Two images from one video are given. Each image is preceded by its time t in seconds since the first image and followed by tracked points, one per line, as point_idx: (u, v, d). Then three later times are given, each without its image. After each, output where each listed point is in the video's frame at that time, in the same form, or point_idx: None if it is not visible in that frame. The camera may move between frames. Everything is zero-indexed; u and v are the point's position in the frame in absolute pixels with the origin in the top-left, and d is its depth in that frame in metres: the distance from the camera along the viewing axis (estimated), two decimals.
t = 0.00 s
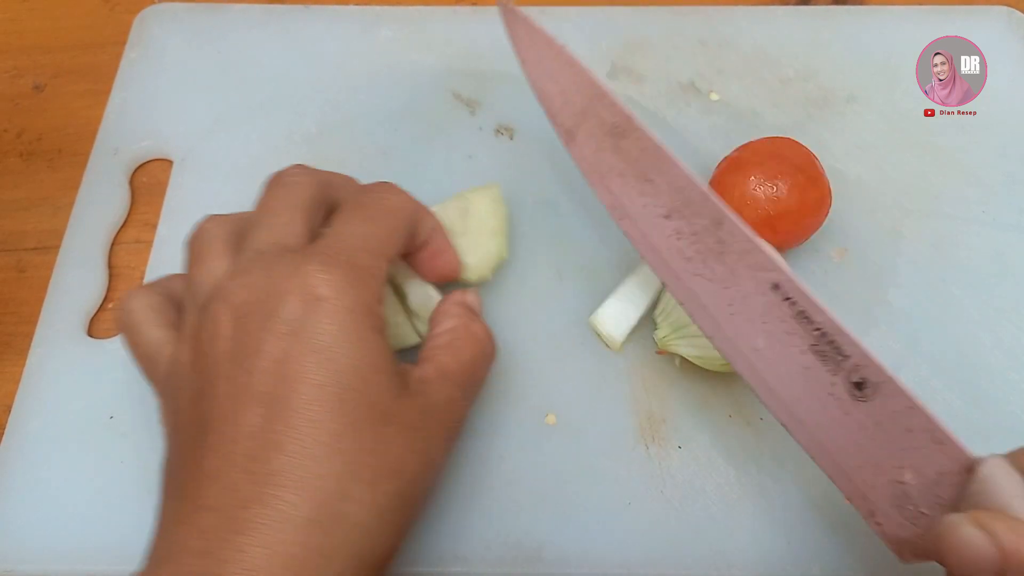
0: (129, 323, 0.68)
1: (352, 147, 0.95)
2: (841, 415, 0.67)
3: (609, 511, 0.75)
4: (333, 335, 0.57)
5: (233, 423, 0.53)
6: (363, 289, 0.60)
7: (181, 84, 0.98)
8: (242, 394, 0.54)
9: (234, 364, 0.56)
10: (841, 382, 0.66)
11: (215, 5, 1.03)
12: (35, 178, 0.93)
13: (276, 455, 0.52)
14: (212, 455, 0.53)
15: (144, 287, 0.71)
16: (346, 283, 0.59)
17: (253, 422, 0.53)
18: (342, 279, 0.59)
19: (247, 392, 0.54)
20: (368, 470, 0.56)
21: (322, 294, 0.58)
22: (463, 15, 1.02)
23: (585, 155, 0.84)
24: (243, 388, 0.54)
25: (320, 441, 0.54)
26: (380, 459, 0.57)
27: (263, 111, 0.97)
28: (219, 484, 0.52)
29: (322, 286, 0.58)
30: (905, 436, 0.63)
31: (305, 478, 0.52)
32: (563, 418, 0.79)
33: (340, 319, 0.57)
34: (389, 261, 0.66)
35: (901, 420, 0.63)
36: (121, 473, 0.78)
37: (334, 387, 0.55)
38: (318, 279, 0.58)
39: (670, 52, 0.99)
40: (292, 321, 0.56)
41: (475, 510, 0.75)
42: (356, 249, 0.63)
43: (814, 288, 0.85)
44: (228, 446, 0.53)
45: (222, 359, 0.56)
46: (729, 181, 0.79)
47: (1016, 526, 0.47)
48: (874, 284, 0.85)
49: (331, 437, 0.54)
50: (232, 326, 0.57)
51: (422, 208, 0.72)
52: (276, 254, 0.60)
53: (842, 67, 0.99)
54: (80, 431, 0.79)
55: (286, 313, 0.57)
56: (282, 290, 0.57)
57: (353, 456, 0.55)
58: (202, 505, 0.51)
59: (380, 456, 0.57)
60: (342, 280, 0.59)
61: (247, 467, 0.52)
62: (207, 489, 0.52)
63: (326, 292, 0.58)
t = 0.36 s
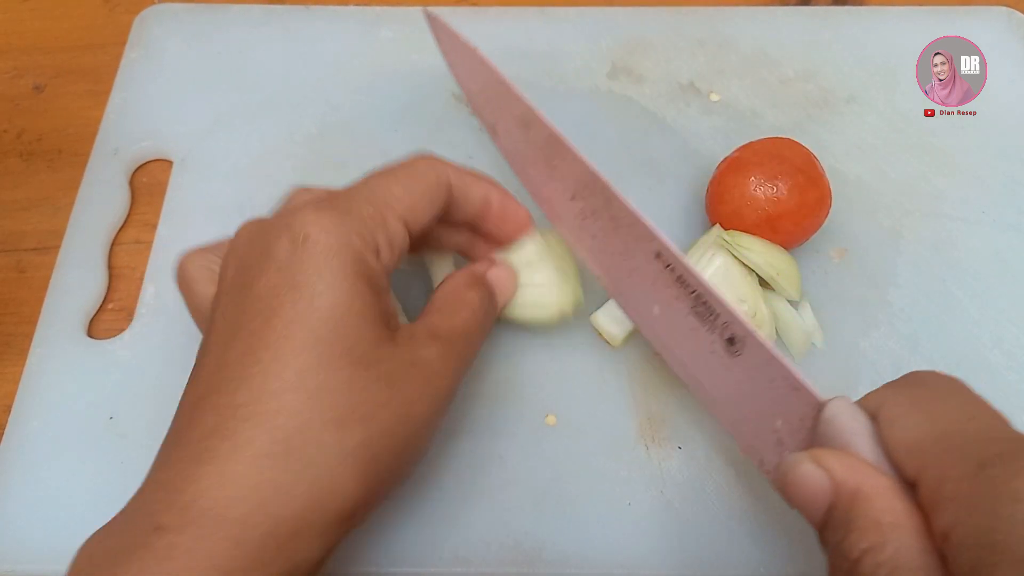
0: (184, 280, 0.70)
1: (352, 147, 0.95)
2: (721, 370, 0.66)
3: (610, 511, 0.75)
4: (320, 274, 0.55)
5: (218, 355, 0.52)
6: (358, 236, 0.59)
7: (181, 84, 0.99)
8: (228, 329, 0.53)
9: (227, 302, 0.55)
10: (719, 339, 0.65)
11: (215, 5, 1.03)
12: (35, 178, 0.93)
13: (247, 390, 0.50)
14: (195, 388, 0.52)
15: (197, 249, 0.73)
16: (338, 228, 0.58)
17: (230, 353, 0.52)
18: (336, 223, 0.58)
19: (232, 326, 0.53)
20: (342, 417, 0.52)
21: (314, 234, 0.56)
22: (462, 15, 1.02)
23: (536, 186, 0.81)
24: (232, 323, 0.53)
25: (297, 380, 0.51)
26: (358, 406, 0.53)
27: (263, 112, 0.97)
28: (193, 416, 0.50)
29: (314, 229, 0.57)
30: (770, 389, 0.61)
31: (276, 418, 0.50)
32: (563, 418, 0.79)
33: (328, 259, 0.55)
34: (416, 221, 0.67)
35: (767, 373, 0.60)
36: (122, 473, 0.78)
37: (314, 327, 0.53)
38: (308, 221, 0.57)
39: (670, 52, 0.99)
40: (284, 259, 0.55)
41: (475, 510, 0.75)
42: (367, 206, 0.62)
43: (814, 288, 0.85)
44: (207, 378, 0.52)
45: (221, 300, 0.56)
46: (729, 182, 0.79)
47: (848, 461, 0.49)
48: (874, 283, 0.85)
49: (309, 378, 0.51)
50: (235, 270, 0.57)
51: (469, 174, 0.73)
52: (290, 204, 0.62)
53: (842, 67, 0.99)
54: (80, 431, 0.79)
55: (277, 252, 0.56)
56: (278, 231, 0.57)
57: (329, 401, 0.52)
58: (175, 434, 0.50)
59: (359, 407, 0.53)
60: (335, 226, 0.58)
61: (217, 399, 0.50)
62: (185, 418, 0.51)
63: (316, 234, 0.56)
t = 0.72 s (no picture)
0: (166, 336, 0.72)
1: (352, 147, 0.95)
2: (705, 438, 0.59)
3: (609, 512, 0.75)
4: (309, 356, 0.54)
5: (202, 438, 0.51)
6: (348, 313, 0.57)
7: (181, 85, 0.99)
8: (213, 408, 0.52)
9: (213, 377, 0.54)
10: (700, 407, 0.57)
11: (215, 5, 1.03)
12: (35, 178, 0.93)
13: (230, 477, 0.50)
14: (176, 469, 0.51)
15: (185, 300, 0.75)
16: (328, 303, 0.57)
17: (214, 435, 0.51)
18: (324, 298, 0.57)
19: (218, 403, 0.52)
20: (327, 504, 0.52)
21: (302, 312, 0.56)
22: (462, 15, 1.02)
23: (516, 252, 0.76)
24: (215, 402, 0.53)
25: (283, 468, 0.51)
26: (344, 491, 0.53)
27: (263, 112, 0.97)
28: (174, 499, 0.50)
29: (304, 307, 0.56)
30: (753, 456, 0.53)
31: (259, 506, 0.49)
32: (562, 419, 0.80)
33: (317, 338, 0.55)
34: (408, 293, 0.64)
35: (746, 443, 0.53)
36: (121, 473, 0.78)
37: (301, 412, 0.52)
38: (297, 295, 0.56)
39: (670, 52, 0.99)
40: (272, 335, 0.54)
41: (475, 511, 0.75)
42: (359, 275, 0.60)
43: (813, 289, 0.85)
44: (188, 460, 0.51)
45: (205, 373, 0.55)
46: (729, 182, 0.79)
47: (832, 539, 0.43)
48: (874, 284, 0.85)
49: (294, 464, 0.51)
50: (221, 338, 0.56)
51: (472, 243, 0.69)
52: (277, 269, 0.60)
53: (842, 68, 0.99)
54: (80, 431, 0.79)
55: (265, 328, 0.55)
56: (266, 305, 0.56)
57: (314, 487, 0.51)
58: (154, 516, 0.50)
59: (346, 490, 0.53)
60: (324, 300, 0.57)
61: (199, 485, 0.49)
62: (165, 501, 0.50)
63: (307, 310, 0.56)
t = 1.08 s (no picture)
0: (193, 364, 0.67)
1: (351, 148, 0.95)
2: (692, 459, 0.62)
3: (609, 513, 0.75)
4: (354, 385, 0.52)
5: (251, 478, 0.50)
6: (387, 336, 0.55)
7: (181, 85, 0.99)
8: (261, 446, 0.51)
9: (256, 412, 0.52)
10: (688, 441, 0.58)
11: (215, 5, 1.03)
12: (34, 178, 0.93)
13: (288, 516, 0.48)
14: (228, 512, 0.50)
15: (209, 327, 0.70)
16: (366, 329, 0.54)
17: (265, 475, 0.50)
18: (362, 323, 0.54)
19: (264, 441, 0.51)
20: (387, 534, 0.51)
21: (341, 341, 0.53)
22: (463, 15, 1.01)
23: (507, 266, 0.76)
24: (262, 439, 0.51)
25: (339, 502, 0.49)
26: (402, 517, 0.52)
27: (263, 112, 0.97)
28: (231, 544, 0.48)
29: (342, 336, 0.53)
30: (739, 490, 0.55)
31: (321, 543, 0.48)
32: (562, 420, 0.80)
33: (359, 366, 0.53)
34: (435, 311, 0.61)
35: (734, 481, 0.54)
36: (121, 473, 0.78)
37: (352, 443, 0.51)
38: (335, 324, 0.54)
39: (670, 52, 0.99)
40: (313, 368, 0.52)
41: (475, 511, 0.75)
42: (391, 298, 0.57)
43: (813, 288, 0.85)
44: (241, 501, 0.50)
45: (247, 409, 0.53)
46: (728, 183, 0.79)
47: None
48: (874, 284, 0.85)
49: (350, 496, 0.50)
50: (258, 372, 0.54)
51: (482, 256, 0.68)
52: (307, 296, 0.57)
53: (842, 67, 0.99)
54: (80, 430, 0.79)
55: (305, 361, 0.52)
56: (302, 335, 0.53)
57: (373, 517, 0.50)
58: (213, 562, 0.48)
59: (403, 519, 0.52)
60: (362, 327, 0.54)
61: (257, 528, 0.48)
62: (221, 546, 0.49)
63: (346, 340, 0.53)
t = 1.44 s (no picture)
0: (164, 388, 0.69)
1: (351, 148, 0.95)
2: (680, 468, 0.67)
3: (608, 514, 0.75)
4: (342, 393, 0.52)
5: (243, 493, 0.49)
6: (370, 344, 0.55)
7: (181, 85, 0.99)
8: (252, 459, 0.50)
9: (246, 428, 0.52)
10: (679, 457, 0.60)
11: (215, 5, 1.03)
12: (34, 178, 0.93)
13: (284, 530, 0.47)
14: (222, 528, 0.49)
15: (180, 347, 0.72)
16: (351, 338, 0.55)
17: (258, 488, 0.49)
18: (346, 333, 0.55)
19: (254, 454, 0.50)
20: (384, 539, 0.50)
21: (326, 351, 0.54)
22: (462, 15, 1.01)
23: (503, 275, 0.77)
24: (253, 454, 0.50)
25: (335, 509, 0.49)
26: (398, 524, 0.51)
27: (263, 112, 0.97)
28: (228, 561, 0.47)
29: (325, 345, 0.54)
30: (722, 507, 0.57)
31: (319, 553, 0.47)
32: (562, 421, 0.80)
33: (346, 374, 0.53)
34: (415, 319, 0.62)
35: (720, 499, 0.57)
36: (121, 473, 0.78)
37: (344, 451, 0.50)
38: (316, 335, 0.54)
39: (670, 52, 0.99)
40: (298, 379, 0.53)
41: (474, 512, 0.75)
42: (373, 307, 0.58)
43: (813, 289, 0.85)
44: (235, 518, 0.49)
45: (236, 426, 0.52)
46: (728, 184, 0.79)
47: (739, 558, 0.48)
48: (873, 284, 0.85)
49: (346, 503, 0.49)
50: (244, 388, 0.54)
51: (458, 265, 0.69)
52: (289, 311, 0.58)
53: (842, 67, 0.99)
54: (80, 431, 0.80)
55: (289, 373, 0.53)
56: (287, 348, 0.54)
57: (369, 524, 0.49)
58: None
59: (399, 524, 0.51)
60: (346, 336, 0.55)
61: (253, 543, 0.47)
62: (218, 563, 0.47)
63: (330, 348, 0.54)
